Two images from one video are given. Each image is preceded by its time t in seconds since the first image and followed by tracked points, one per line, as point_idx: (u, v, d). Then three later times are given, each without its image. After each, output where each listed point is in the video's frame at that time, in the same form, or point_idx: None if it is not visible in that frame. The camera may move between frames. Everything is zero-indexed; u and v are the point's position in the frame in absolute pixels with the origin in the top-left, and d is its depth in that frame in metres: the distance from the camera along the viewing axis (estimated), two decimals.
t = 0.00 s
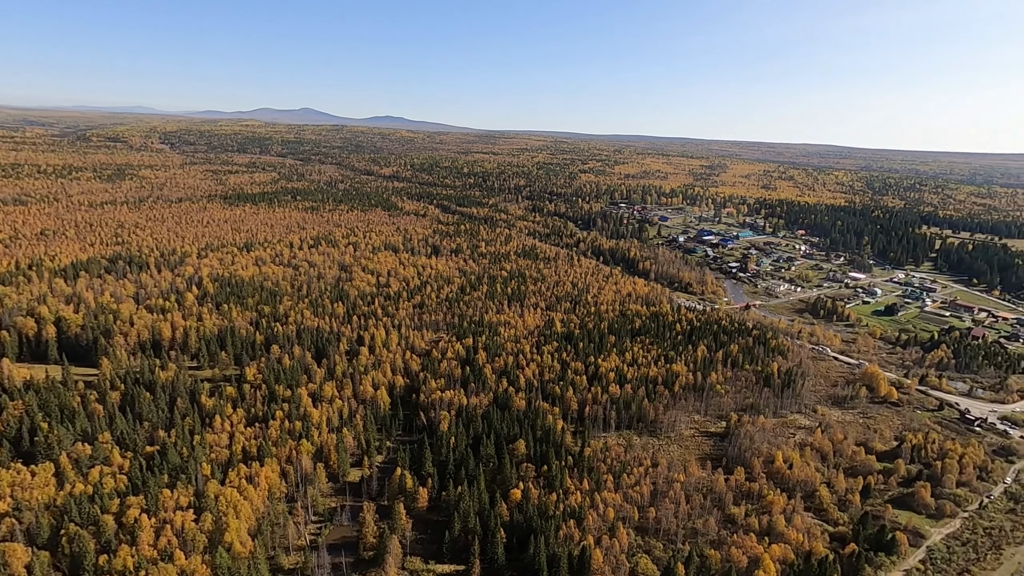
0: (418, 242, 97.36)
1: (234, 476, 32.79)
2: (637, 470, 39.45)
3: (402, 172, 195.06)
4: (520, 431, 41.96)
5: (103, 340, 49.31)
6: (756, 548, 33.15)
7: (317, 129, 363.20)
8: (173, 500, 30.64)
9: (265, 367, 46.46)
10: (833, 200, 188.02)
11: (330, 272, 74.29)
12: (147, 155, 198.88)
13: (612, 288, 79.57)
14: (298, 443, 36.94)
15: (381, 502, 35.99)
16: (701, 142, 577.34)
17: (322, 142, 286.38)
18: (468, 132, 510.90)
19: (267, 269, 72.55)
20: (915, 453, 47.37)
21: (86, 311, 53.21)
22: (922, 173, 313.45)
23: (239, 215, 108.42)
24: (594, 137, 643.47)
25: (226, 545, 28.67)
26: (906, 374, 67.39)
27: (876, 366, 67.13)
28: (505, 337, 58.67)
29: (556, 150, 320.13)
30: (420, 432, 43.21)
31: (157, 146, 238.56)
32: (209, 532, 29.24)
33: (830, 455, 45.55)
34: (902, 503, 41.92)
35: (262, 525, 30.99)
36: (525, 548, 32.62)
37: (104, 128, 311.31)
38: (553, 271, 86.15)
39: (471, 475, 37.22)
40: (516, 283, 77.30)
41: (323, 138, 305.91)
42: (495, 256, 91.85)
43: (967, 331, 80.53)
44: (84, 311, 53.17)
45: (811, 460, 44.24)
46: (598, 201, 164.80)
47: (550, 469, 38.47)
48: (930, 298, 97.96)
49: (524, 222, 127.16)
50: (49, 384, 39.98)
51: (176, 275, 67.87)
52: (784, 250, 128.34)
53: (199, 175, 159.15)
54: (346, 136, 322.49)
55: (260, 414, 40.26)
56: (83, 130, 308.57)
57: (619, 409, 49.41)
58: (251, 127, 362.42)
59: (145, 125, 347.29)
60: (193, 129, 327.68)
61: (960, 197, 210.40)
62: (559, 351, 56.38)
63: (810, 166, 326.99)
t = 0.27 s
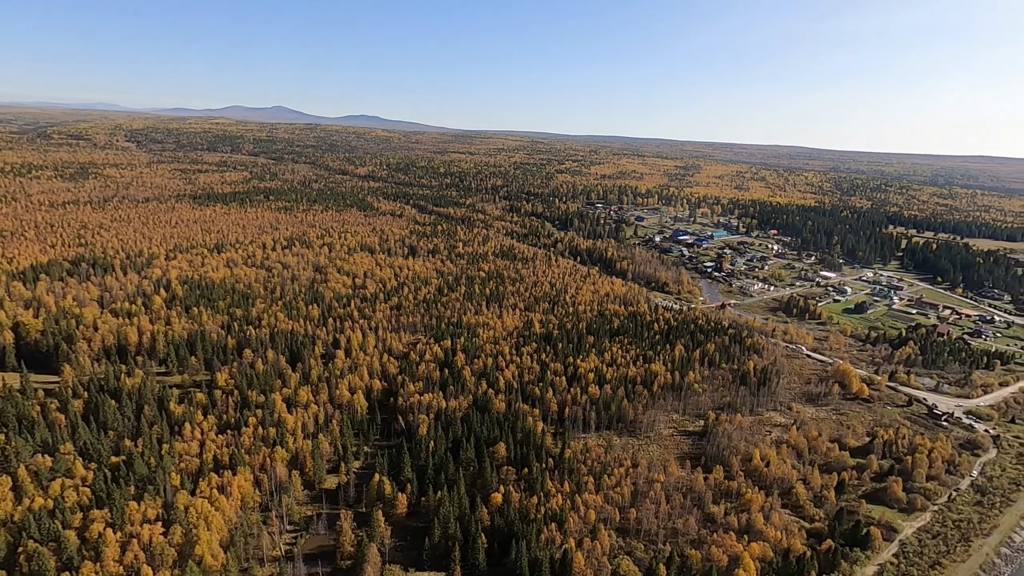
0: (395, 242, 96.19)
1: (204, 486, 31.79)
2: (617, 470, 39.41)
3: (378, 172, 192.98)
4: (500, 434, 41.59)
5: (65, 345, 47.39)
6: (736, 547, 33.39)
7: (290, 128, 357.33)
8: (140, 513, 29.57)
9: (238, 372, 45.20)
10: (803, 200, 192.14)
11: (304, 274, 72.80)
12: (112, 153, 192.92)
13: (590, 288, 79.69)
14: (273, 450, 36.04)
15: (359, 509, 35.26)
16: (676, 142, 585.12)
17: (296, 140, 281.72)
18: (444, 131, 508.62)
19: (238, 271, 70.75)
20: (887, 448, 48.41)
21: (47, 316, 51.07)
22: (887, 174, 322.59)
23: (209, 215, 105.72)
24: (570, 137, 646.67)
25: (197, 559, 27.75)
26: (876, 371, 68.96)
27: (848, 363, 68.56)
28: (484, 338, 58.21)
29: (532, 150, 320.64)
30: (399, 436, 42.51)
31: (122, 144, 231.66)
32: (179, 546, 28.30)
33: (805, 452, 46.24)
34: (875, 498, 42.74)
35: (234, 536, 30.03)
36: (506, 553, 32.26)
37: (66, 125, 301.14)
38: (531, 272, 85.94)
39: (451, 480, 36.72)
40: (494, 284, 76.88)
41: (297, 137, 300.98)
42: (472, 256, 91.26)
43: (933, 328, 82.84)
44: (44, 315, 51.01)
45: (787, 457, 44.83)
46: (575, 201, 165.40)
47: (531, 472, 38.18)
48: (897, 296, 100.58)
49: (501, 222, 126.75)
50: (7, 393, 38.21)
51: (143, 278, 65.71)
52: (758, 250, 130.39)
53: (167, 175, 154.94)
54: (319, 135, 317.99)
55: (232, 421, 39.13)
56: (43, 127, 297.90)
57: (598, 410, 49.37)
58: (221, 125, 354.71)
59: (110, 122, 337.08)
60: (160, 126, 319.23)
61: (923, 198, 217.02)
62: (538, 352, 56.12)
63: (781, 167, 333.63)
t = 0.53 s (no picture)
0: (371, 242, 94.85)
1: (174, 497, 30.78)
2: (599, 471, 39.28)
3: (354, 171, 190.48)
4: (481, 436, 41.14)
5: (25, 352, 45.43)
6: (717, 546, 33.53)
7: (263, 126, 350.75)
8: (106, 527, 28.52)
9: (209, 377, 43.93)
10: (776, 200, 195.79)
11: (278, 275, 71.24)
12: (76, 151, 186.62)
13: (569, 288, 79.69)
14: (247, 458, 35.09)
15: (337, 516, 34.48)
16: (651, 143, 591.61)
17: (269, 139, 276.53)
18: (421, 130, 505.30)
19: (210, 272, 68.87)
20: (860, 443, 49.33)
21: (5, 321, 48.88)
22: (856, 174, 330.79)
23: (178, 215, 102.84)
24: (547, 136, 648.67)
25: (166, 572, 26.85)
26: (849, 367, 70.35)
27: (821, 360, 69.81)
28: (463, 340, 57.63)
29: (510, 150, 320.37)
30: (377, 441, 41.75)
31: (87, 141, 224.37)
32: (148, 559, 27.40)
33: (782, 449, 46.80)
34: (850, 493, 43.44)
35: (206, 548, 29.22)
36: (488, 558, 31.87)
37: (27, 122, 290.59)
38: (510, 272, 85.54)
39: (432, 484, 36.16)
40: (473, 284, 76.26)
41: (270, 135, 295.52)
42: (450, 257, 90.48)
43: (902, 325, 84.95)
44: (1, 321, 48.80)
45: (765, 454, 45.29)
46: (553, 201, 165.58)
47: (512, 475, 37.83)
48: (867, 293, 102.87)
49: (479, 222, 126.08)
50: None
51: (109, 280, 63.46)
52: (733, 249, 132.15)
53: (135, 173, 150.44)
54: (293, 134, 312.94)
55: (204, 428, 38.01)
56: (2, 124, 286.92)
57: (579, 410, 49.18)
58: (191, 122, 346.38)
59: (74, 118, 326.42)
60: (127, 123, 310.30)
61: (890, 198, 223.03)
62: (518, 353, 55.73)
63: (754, 168, 339.46)
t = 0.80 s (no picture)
0: (349, 243, 93.50)
1: (145, 507, 29.75)
2: (582, 473, 39.09)
3: (331, 170, 187.91)
4: (463, 439, 40.64)
5: None
6: (700, 546, 33.59)
7: (237, 124, 344.23)
8: (72, 541, 27.41)
9: (182, 382, 42.64)
10: (751, 200, 198.92)
11: (254, 277, 69.69)
12: (40, 148, 180.47)
13: (550, 289, 79.52)
14: (221, 465, 34.14)
15: (315, 523, 33.69)
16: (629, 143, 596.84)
17: (243, 137, 271.39)
18: (398, 130, 501.10)
19: (182, 274, 66.98)
20: (837, 440, 50.09)
21: None
22: (828, 175, 337.92)
23: (149, 215, 100.00)
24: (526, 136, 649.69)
25: None
26: (825, 365, 71.53)
27: (798, 358, 70.84)
28: (444, 341, 57.01)
29: (489, 149, 319.74)
30: (357, 445, 40.98)
31: (52, 139, 217.27)
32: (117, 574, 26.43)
33: (762, 447, 47.23)
34: (829, 490, 44.01)
35: (179, 560, 28.42)
36: (471, 563, 31.46)
37: None
38: (490, 272, 85.05)
39: (413, 489, 35.58)
40: (453, 285, 75.57)
41: (244, 133, 290.17)
42: (430, 257, 89.64)
43: (874, 323, 86.74)
44: None
45: (745, 453, 45.62)
46: (532, 201, 165.47)
47: (495, 478, 37.45)
48: (841, 292, 104.86)
49: (459, 222, 125.30)
50: None
51: (75, 282, 61.22)
52: (711, 249, 133.62)
53: (103, 172, 146.03)
54: (268, 132, 307.61)
55: (176, 436, 36.85)
56: None
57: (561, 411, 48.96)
58: (162, 120, 338.22)
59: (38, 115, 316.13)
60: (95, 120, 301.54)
61: (861, 198, 228.41)
62: (499, 354, 55.30)
63: (730, 168, 344.52)
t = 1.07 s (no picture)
0: (329, 243, 92.09)
1: (116, 519, 28.74)
2: (567, 474, 38.82)
3: (309, 169, 185.30)
4: (446, 442, 40.12)
5: None
6: (685, 546, 33.64)
7: (212, 122, 337.73)
8: (38, 556, 26.34)
9: (155, 387, 41.36)
10: (730, 201, 201.47)
11: (230, 278, 68.11)
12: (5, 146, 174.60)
13: (533, 289, 79.22)
14: (196, 474, 33.17)
15: (296, 531, 32.89)
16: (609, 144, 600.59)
17: (219, 136, 266.31)
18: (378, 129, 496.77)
19: (155, 275, 65.15)
20: (817, 438, 50.68)
21: None
22: (804, 176, 343.92)
23: (121, 215, 97.28)
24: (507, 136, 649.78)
25: None
26: (803, 363, 72.51)
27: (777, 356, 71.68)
28: (427, 343, 56.32)
29: (470, 149, 318.63)
30: (338, 450, 40.19)
31: (18, 136, 210.45)
32: None
33: (744, 446, 47.51)
34: (809, 488, 44.47)
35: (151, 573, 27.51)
36: (456, 569, 31.00)
37: None
38: (473, 273, 84.43)
39: (396, 495, 34.96)
40: (435, 285, 74.85)
41: (220, 131, 284.72)
42: (412, 257, 88.70)
43: (851, 321, 88.30)
44: None
45: (728, 452, 45.83)
46: (514, 201, 165.15)
47: (479, 482, 37.02)
48: (819, 291, 106.47)
49: (440, 222, 124.35)
50: None
51: (42, 284, 59.10)
52: (691, 249, 134.72)
53: (72, 170, 141.81)
54: (245, 130, 302.24)
55: (149, 443, 35.72)
56: None
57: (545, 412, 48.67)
58: (135, 117, 330.32)
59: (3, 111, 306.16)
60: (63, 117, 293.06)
61: (835, 199, 232.89)
62: (482, 356, 54.80)
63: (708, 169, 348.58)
